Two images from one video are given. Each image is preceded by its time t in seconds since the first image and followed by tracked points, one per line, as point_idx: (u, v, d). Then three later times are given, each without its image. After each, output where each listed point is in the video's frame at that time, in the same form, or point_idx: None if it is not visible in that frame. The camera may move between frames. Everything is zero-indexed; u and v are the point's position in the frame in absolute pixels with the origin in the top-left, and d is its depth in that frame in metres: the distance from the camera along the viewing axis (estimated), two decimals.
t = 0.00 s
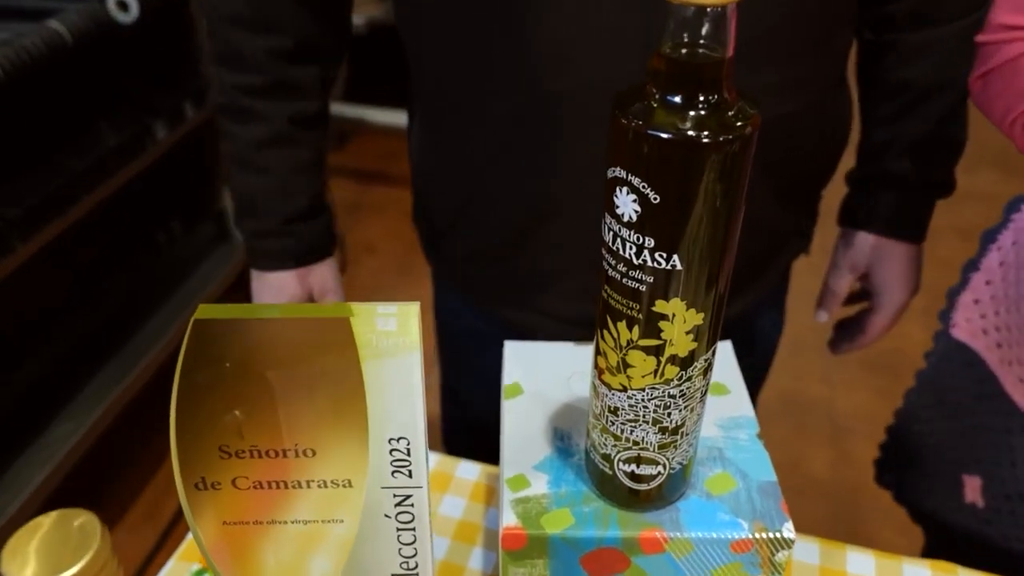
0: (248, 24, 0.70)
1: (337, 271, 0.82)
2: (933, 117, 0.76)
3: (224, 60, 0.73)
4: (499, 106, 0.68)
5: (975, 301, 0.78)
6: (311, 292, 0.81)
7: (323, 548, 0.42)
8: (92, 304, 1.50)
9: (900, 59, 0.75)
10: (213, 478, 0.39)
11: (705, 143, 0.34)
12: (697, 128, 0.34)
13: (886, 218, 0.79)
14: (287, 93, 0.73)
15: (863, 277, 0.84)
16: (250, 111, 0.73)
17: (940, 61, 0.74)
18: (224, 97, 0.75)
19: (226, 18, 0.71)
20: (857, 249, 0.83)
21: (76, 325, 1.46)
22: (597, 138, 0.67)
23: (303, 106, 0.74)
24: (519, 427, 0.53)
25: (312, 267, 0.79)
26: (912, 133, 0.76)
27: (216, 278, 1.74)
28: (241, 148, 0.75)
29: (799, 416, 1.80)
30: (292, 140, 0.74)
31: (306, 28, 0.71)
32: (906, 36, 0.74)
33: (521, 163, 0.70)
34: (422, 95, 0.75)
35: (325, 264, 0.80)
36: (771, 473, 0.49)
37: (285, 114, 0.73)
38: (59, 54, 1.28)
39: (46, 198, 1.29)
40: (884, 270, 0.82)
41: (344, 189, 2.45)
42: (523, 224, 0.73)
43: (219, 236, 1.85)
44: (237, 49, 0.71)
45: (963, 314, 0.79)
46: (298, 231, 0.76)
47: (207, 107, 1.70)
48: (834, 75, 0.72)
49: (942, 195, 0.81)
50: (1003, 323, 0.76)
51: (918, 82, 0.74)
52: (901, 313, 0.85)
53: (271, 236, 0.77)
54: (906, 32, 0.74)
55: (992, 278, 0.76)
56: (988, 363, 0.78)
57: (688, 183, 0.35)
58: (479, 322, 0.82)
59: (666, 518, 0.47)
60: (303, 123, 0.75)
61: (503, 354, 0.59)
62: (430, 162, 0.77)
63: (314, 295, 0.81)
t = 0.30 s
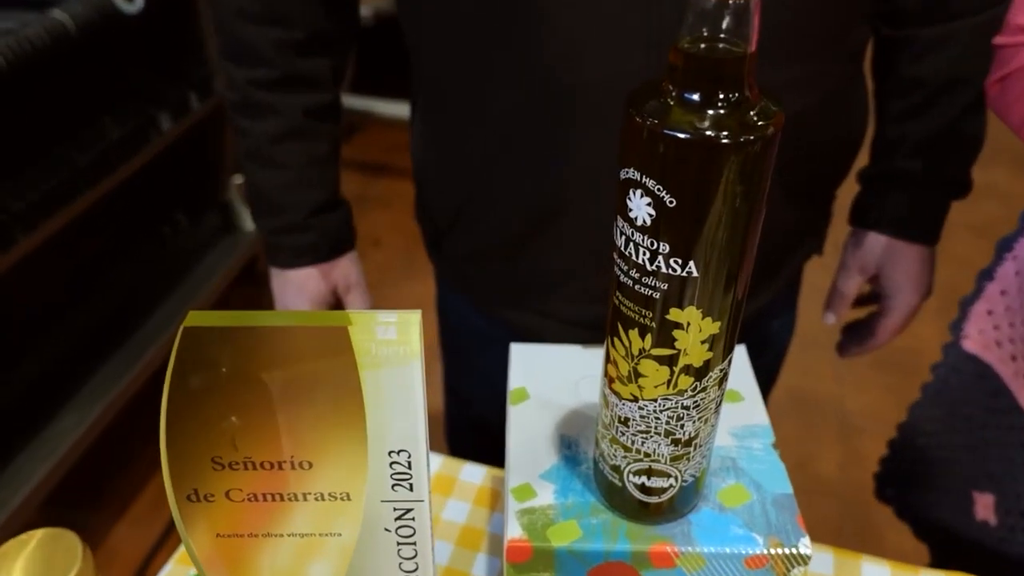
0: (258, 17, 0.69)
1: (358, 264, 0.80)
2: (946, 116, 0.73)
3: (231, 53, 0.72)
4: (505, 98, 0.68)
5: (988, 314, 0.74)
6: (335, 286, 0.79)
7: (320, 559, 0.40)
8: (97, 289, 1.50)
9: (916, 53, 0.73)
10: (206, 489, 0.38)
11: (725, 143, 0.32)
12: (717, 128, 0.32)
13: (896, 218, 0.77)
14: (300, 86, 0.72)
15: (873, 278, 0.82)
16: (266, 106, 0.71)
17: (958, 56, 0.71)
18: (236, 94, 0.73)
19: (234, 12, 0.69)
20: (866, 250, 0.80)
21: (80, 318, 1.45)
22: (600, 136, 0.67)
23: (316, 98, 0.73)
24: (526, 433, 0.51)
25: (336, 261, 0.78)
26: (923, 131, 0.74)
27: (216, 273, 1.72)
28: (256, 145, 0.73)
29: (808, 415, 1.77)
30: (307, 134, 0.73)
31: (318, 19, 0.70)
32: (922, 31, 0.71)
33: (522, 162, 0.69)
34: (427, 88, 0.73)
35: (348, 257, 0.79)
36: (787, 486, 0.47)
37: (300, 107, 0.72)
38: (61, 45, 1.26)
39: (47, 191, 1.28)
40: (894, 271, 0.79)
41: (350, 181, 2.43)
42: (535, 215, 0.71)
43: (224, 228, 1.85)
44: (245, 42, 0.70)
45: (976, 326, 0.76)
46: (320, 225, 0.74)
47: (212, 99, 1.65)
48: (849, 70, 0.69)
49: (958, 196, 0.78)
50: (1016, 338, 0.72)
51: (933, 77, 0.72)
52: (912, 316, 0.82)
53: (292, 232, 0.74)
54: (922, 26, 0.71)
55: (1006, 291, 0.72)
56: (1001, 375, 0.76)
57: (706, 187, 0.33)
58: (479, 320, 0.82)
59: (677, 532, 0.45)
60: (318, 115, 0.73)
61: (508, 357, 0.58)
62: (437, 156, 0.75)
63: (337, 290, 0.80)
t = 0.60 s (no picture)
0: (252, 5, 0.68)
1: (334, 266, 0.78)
2: (969, 114, 0.72)
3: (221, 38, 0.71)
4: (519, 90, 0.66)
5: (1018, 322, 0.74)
6: (306, 285, 0.77)
7: (321, 567, 0.39)
8: (98, 281, 1.50)
9: (942, 48, 0.70)
10: (203, 496, 0.37)
11: (749, 140, 0.30)
12: (740, 124, 0.30)
13: (923, 219, 0.75)
14: (287, 76, 0.71)
15: (892, 281, 0.80)
16: (251, 94, 0.71)
17: (986, 51, 0.69)
18: (224, 80, 0.72)
19: None
20: (885, 252, 0.78)
21: (81, 314, 1.44)
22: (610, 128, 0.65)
23: (301, 90, 0.72)
24: (534, 438, 0.50)
25: (309, 259, 0.76)
26: (947, 130, 0.72)
27: (217, 275, 1.69)
28: (241, 132, 0.72)
29: (816, 414, 1.76)
30: (290, 125, 0.72)
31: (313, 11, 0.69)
32: (947, 26, 0.69)
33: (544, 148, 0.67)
34: (438, 81, 0.71)
35: (323, 257, 0.77)
36: (804, 495, 0.46)
37: (284, 98, 0.71)
38: (69, 35, 1.25)
39: (48, 184, 1.27)
40: (915, 276, 0.78)
41: (357, 175, 2.42)
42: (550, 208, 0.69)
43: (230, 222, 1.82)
44: (236, 29, 0.69)
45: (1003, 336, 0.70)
46: (293, 220, 0.73)
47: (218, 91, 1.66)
48: (872, 65, 0.68)
49: (979, 195, 0.76)
50: None
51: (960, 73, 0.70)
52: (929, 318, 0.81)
53: (267, 224, 0.74)
54: (947, 20, 0.69)
55: None
56: None
57: (728, 186, 0.31)
58: (487, 319, 0.80)
59: (691, 542, 0.44)
60: (301, 107, 0.73)
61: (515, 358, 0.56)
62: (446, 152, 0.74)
63: (309, 289, 0.78)
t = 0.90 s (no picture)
0: None
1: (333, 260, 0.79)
2: (992, 109, 0.71)
3: (224, 24, 0.71)
4: (533, 82, 0.66)
5: None
6: (305, 279, 0.77)
7: (326, 566, 0.39)
8: (102, 275, 1.48)
9: (960, 43, 0.70)
10: (207, 494, 0.36)
11: (767, 136, 0.30)
12: (757, 119, 0.30)
13: (945, 217, 0.74)
14: (288, 66, 0.70)
15: (911, 278, 0.79)
16: (251, 85, 0.70)
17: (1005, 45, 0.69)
18: (225, 71, 0.72)
19: None
20: (903, 247, 0.78)
21: (82, 310, 1.43)
22: (619, 120, 0.65)
23: (302, 81, 0.71)
24: (542, 436, 0.49)
25: (308, 252, 0.76)
26: (966, 126, 0.72)
27: (224, 265, 1.73)
28: (240, 124, 0.72)
29: (822, 411, 1.75)
30: (291, 116, 0.71)
31: None
32: (971, 19, 0.68)
33: (562, 137, 0.67)
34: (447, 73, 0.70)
35: (322, 251, 0.77)
36: (816, 496, 0.45)
37: (284, 89, 0.70)
38: (76, 24, 1.25)
39: (47, 181, 1.26)
40: (934, 273, 0.77)
41: (363, 168, 2.41)
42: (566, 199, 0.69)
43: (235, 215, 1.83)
44: (238, 17, 0.69)
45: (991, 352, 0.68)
46: (294, 213, 0.73)
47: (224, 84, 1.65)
48: (887, 60, 0.67)
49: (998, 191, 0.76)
50: None
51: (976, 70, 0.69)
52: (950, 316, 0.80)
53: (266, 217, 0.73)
54: (966, 15, 0.68)
55: None
56: None
57: (746, 182, 0.31)
58: (493, 314, 0.80)
59: (700, 543, 0.43)
60: (300, 99, 0.71)
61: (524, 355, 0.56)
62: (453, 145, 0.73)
63: (308, 283, 0.78)
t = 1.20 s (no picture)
0: None
1: (309, 258, 0.78)
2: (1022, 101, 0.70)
3: (215, 17, 0.69)
4: (538, 77, 0.65)
5: None
6: (278, 275, 0.77)
7: (330, 563, 0.38)
8: (106, 266, 1.48)
9: (979, 37, 0.70)
10: (210, 490, 0.36)
11: (782, 130, 0.29)
12: (772, 113, 0.29)
13: (966, 212, 0.74)
14: (278, 61, 0.70)
15: (934, 277, 0.79)
16: (239, 78, 0.70)
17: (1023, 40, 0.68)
18: (215, 63, 0.71)
19: None
20: (926, 245, 0.78)
21: (84, 303, 1.42)
22: (635, 111, 0.64)
23: (290, 75, 0.70)
24: (548, 433, 0.49)
25: (284, 249, 0.76)
26: (991, 120, 0.71)
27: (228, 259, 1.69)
28: (222, 115, 0.71)
29: (825, 408, 1.74)
30: (272, 109, 0.71)
31: None
32: (990, 11, 0.68)
33: (564, 137, 0.67)
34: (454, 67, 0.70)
35: (298, 247, 0.77)
36: (825, 496, 0.45)
37: (268, 83, 0.69)
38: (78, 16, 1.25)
39: (61, 167, 1.27)
40: (959, 271, 0.76)
41: (366, 162, 2.41)
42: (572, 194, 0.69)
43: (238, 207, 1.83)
44: (228, 9, 0.68)
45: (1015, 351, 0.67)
46: (270, 208, 0.73)
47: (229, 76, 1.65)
48: (898, 55, 0.66)
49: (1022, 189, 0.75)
50: None
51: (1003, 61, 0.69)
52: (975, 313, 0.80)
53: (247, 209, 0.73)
54: (989, 6, 0.68)
55: None
56: None
57: (760, 177, 0.30)
58: (497, 309, 0.80)
59: (708, 542, 0.43)
60: (285, 95, 0.71)
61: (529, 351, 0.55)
62: (458, 140, 0.73)
63: (281, 279, 0.78)
